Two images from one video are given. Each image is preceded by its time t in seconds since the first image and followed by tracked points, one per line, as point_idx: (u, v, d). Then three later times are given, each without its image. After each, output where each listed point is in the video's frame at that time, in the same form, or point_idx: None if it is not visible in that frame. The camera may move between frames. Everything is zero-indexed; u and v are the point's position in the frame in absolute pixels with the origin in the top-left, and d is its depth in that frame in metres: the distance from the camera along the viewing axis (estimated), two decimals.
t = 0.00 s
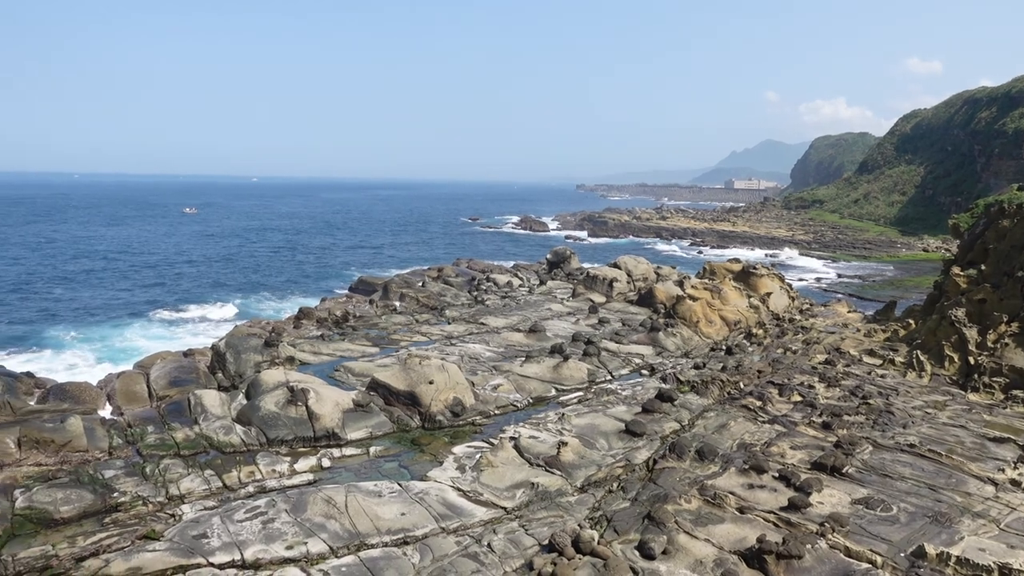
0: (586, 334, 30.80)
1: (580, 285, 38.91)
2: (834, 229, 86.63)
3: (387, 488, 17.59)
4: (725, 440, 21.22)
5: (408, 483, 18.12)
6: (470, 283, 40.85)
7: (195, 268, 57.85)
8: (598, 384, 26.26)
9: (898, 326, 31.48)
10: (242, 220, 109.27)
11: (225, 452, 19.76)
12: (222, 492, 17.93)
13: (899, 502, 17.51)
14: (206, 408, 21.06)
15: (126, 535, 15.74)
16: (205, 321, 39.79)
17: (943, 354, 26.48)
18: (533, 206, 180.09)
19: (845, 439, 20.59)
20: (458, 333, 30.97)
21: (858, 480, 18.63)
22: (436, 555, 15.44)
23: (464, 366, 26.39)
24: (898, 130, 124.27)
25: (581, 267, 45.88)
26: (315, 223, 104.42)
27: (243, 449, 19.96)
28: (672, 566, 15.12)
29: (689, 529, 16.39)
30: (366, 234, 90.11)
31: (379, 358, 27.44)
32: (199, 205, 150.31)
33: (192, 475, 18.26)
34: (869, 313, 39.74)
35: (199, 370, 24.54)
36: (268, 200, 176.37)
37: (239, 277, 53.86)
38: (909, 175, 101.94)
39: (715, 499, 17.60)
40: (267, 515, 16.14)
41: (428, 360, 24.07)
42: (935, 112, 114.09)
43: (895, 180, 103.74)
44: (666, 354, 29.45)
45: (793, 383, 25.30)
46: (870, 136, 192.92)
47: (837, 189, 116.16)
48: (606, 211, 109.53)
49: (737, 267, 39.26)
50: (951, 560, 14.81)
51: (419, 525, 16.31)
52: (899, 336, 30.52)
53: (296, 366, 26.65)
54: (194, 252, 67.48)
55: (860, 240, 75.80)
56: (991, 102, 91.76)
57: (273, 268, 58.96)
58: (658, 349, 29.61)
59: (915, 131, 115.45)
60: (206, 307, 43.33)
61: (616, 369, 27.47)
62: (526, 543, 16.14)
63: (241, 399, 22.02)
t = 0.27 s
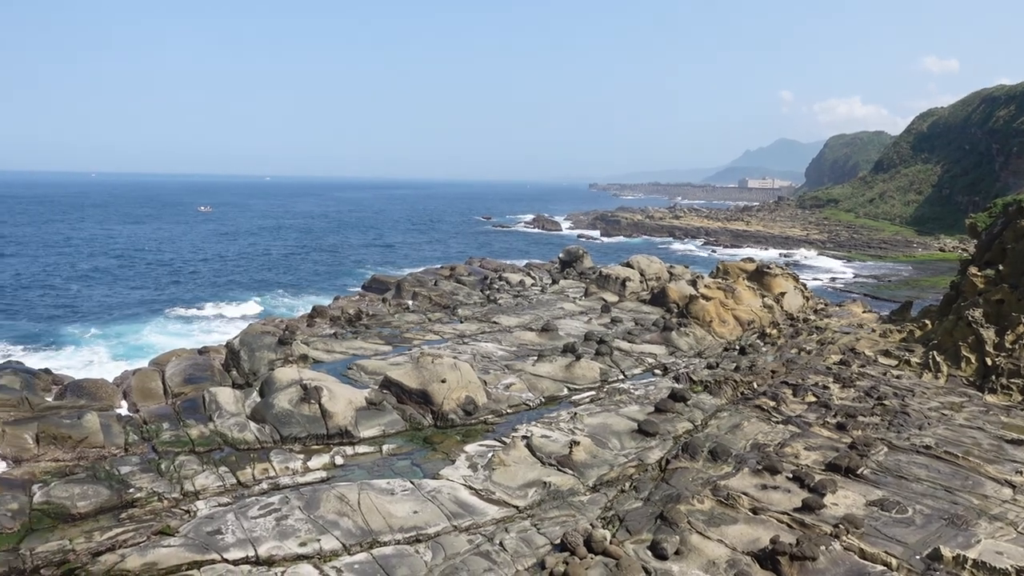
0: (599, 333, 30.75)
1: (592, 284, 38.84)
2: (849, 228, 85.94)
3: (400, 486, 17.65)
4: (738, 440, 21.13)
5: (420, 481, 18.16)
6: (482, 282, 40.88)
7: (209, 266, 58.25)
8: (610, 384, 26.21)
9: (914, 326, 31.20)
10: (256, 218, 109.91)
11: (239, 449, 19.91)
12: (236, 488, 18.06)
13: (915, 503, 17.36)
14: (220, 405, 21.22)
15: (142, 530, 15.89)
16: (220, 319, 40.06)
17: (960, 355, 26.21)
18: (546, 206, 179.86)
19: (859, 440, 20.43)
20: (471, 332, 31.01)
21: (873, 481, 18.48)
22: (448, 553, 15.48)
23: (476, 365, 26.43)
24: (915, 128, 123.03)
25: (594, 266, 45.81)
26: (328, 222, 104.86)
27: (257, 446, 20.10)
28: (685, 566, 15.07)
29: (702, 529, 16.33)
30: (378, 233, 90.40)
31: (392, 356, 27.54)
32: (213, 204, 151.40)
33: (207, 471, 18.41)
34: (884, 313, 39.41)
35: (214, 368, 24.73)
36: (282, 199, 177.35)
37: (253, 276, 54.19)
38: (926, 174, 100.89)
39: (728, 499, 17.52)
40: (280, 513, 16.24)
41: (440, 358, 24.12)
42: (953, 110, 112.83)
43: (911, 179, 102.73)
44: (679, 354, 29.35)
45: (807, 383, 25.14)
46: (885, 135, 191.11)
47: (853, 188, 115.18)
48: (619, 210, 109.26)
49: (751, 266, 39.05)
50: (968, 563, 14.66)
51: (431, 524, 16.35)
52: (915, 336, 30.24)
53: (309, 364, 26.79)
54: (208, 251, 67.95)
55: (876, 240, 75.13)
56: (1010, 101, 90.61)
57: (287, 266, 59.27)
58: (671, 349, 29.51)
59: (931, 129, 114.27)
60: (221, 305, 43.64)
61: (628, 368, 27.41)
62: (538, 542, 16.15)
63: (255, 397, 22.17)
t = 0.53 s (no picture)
0: (612, 330, 30.68)
1: (606, 281, 38.76)
2: (865, 226, 85.20)
3: (412, 481, 17.72)
4: (752, 439, 21.03)
5: (432, 476, 18.23)
6: (495, 278, 40.90)
7: (224, 261, 58.68)
8: (623, 381, 26.16)
9: (930, 325, 30.89)
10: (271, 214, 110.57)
11: (253, 443, 20.06)
12: (251, 482, 18.21)
13: (930, 504, 17.21)
14: (235, 399, 21.39)
15: (157, 522, 16.06)
16: (235, 314, 40.36)
17: (978, 355, 25.93)
18: (559, 202, 179.62)
19: (874, 440, 20.27)
20: (483, 329, 31.05)
21: (887, 481, 18.34)
22: (460, 548, 15.53)
23: (489, 361, 26.46)
24: (933, 125, 121.61)
25: (607, 263, 45.71)
26: (342, 218, 105.28)
27: (271, 441, 20.24)
28: (697, 565, 15.03)
29: (714, 527, 16.28)
30: (392, 229, 90.67)
31: (405, 352, 27.63)
32: (228, 199, 152.38)
33: (221, 465, 18.56)
34: (901, 312, 39.06)
35: (229, 362, 24.91)
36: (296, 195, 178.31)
37: (267, 271, 54.54)
38: (944, 171, 99.74)
39: (741, 498, 17.46)
40: (294, 506, 16.36)
41: (453, 354, 24.17)
42: (972, 107, 111.42)
43: (929, 177, 101.60)
44: (692, 352, 29.24)
45: (822, 382, 24.97)
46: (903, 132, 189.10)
47: (869, 186, 114.10)
48: (632, 207, 108.93)
49: (765, 264, 38.83)
50: (984, 564, 14.54)
51: (443, 519, 16.41)
52: (931, 335, 29.95)
53: (323, 359, 26.95)
54: (223, 246, 68.43)
55: (893, 238, 74.41)
56: None
57: (301, 261, 59.60)
58: (684, 347, 29.40)
59: (950, 126, 112.92)
60: (236, 300, 43.98)
61: (641, 366, 27.34)
62: (550, 538, 16.16)
63: (269, 391, 22.32)
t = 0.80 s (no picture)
0: (626, 329, 30.60)
1: (620, 279, 38.66)
2: (883, 223, 84.35)
3: (427, 479, 17.78)
4: (767, 437, 20.90)
5: (447, 474, 18.28)
6: (509, 276, 40.90)
7: (240, 260, 59.10)
8: (637, 379, 26.09)
9: (949, 323, 30.55)
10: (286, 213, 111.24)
11: (269, 440, 20.21)
12: (267, 478, 18.35)
13: (949, 504, 17.03)
14: (252, 397, 21.56)
15: (175, 518, 16.23)
16: (251, 312, 40.65)
17: (998, 353, 25.62)
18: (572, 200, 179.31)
19: (892, 439, 20.08)
20: (498, 327, 31.07)
21: (905, 481, 18.17)
22: (475, 546, 15.56)
23: (503, 359, 26.48)
24: (952, 120, 120.07)
25: (622, 261, 45.58)
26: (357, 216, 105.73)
27: (287, 438, 20.38)
28: (712, 564, 14.97)
29: (730, 526, 16.20)
30: (406, 227, 90.94)
31: (420, 350, 27.71)
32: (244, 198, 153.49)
33: (238, 462, 18.72)
34: (919, 310, 38.65)
35: (245, 360, 25.11)
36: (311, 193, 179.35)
37: (283, 269, 54.91)
38: (964, 167, 98.46)
39: (757, 497, 17.36)
40: (310, 503, 16.46)
41: (467, 352, 24.20)
42: (993, 102, 109.89)
43: (948, 173, 100.35)
44: (707, 350, 29.10)
45: (839, 381, 24.77)
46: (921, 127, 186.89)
47: (887, 182, 112.94)
48: (647, 205, 108.55)
49: (781, 262, 38.58)
50: (1004, 565, 14.37)
51: (458, 516, 16.46)
52: (951, 333, 29.61)
53: (338, 357, 27.10)
54: (239, 244, 68.98)
55: (911, 235, 73.62)
56: None
57: (316, 259, 59.95)
58: (699, 345, 29.27)
59: (970, 121, 111.47)
60: (252, 298, 44.31)
61: (656, 364, 27.24)
62: (564, 536, 16.17)
63: (285, 389, 22.48)
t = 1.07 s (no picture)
0: (633, 327, 30.56)
1: (627, 277, 38.61)
2: (892, 222, 83.96)
3: (433, 477, 17.81)
4: (774, 436, 20.85)
5: (453, 472, 18.30)
6: (516, 274, 40.89)
7: (248, 257, 59.32)
8: (644, 378, 26.07)
9: (958, 322, 30.40)
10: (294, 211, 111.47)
11: (276, 437, 20.28)
12: (274, 475, 18.41)
13: (957, 504, 16.96)
14: (259, 394, 21.63)
15: (183, 515, 16.30)
16: (258, 309, 40.80)
17: (1007, 353, 25.48)
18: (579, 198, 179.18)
19: (900, 438, 20.01)
20: (504, 325, 31.09)
21: (913, 480, 18.10)
22: (480, 543, 15.59)
23: (510, 357, 26.49)
24: (962, 119, 119.29)
25: (629, 259, 45.53)
26: (364, 214, 105.91)
27: (294, 435, 20.45)
28: (718, 562, 14.96)
29: (736, 525, 16.18)
30: (413, 225, 91.04)
31: (426, 348, 27.74)
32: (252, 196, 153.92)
33: (245, 458, 18.79)
34: (928, 309, 38.49)
35: (252, 357, 25.19)
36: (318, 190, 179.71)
37: (291, 267, 55.06)
38: (974, 166, 97.85)
39: (763, 495, 17.33)
40: (316, 500, 16.51)
41: (474, 350, 24.21)
42: (1003, 100, 109.12)
43: (957, 172, 99.74)
44: (714, 349, 29.04)
45: (846, 380, 24.69)
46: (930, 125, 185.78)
47: (896, 181, 112.42)
48: (654, 203, 108.35)
49: (789, 260, 38.51)
50: (1012, 566, 14.30)
51: (464, 514, 16.49)
52: (959, 332, 29.47)
53: (344, 355, 27.17)
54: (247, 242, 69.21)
55: (920, 233, 73.21)
56: None
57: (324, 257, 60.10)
58: (706, 344, 29.23)
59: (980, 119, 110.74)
60: (260, 296, 44.47)
61: (662, 362, 27.20)
62: (570, 534, 16.18)
63: (292, 386, 22.56)
